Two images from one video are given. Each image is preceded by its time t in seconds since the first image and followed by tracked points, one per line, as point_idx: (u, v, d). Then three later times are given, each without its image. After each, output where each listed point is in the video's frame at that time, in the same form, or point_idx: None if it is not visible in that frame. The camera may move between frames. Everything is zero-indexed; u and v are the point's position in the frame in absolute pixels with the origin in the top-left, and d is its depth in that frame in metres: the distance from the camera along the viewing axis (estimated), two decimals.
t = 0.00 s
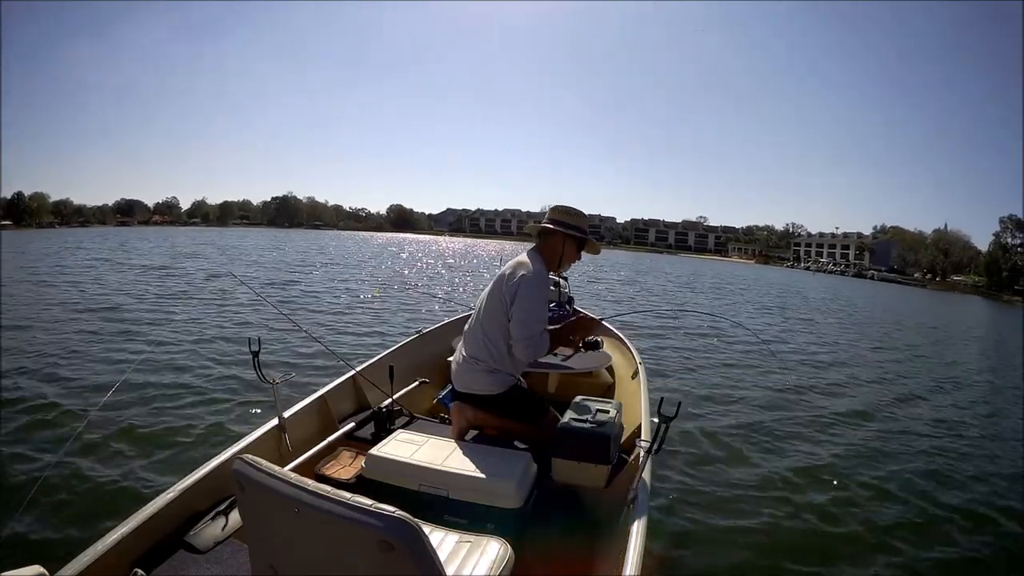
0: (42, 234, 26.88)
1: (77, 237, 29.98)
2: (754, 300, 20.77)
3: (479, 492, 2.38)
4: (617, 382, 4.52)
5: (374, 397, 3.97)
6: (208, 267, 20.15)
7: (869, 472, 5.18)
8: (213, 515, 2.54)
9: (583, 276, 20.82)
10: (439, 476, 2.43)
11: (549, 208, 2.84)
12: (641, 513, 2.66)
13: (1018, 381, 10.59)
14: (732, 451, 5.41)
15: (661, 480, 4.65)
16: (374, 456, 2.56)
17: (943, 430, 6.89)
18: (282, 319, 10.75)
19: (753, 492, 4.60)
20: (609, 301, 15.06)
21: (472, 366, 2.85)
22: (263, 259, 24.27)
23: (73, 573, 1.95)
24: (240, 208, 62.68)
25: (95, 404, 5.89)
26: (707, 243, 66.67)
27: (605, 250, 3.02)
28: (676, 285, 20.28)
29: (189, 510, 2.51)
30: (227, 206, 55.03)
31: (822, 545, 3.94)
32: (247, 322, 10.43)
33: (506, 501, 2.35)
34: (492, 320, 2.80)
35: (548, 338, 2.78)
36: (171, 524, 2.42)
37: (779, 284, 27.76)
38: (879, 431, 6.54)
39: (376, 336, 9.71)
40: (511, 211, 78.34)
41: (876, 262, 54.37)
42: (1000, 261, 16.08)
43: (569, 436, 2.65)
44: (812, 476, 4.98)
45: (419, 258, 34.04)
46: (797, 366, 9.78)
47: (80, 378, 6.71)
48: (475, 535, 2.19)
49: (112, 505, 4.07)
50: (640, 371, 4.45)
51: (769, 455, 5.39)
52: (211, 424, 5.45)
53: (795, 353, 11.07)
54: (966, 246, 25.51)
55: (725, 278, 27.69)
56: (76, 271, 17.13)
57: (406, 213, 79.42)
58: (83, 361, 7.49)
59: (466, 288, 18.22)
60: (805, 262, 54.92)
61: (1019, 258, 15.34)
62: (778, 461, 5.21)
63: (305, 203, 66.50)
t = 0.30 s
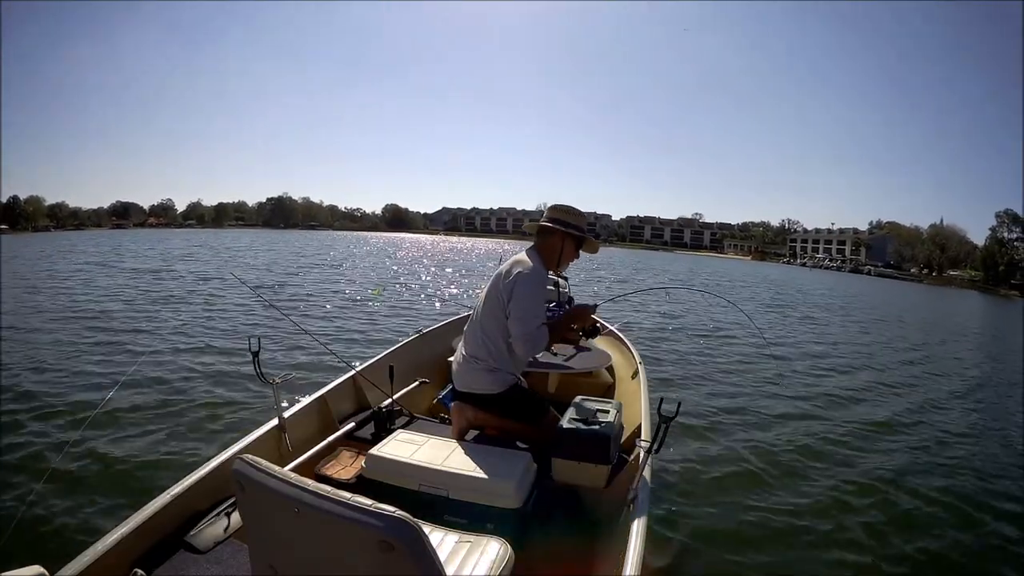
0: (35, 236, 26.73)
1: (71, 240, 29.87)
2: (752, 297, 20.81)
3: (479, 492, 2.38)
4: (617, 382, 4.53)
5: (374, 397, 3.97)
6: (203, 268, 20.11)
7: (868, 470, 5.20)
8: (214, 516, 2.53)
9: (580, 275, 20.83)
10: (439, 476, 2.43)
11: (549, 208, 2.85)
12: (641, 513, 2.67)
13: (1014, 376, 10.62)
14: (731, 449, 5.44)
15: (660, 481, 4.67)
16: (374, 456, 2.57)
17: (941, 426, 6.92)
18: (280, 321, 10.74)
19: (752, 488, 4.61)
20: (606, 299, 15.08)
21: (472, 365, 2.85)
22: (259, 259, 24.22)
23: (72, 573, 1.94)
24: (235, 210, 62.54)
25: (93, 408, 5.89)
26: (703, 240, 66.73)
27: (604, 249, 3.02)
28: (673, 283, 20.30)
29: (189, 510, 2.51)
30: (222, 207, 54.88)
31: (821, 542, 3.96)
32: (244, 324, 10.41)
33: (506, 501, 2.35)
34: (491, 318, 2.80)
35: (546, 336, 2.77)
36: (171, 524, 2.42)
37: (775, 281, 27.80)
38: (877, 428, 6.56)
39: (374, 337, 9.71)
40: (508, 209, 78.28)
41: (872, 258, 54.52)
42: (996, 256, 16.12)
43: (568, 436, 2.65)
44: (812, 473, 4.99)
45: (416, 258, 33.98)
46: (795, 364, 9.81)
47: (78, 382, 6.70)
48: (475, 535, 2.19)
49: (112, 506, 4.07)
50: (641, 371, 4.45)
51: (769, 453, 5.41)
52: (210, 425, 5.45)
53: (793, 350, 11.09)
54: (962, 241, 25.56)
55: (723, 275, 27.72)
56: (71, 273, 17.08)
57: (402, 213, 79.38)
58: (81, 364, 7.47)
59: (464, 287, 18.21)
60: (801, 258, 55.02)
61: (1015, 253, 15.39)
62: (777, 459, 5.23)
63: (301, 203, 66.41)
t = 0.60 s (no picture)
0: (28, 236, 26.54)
1: (66, 241, 29.74)
2: (749, 297, 20.84)
3: (479, 492, 2.38)
4: (617, 382, 4.53)
5: (374, 397, 3.97)
6: (200, 268, 20.05)
7: (867, 471, 5.22)
8: (214, 515, 2.53)
9: (578, 275, 20.82)
10: (439, 476, 2.43)
11: (548, 207, 2.86)
12: (641, 513, 2.67)
13: (1011, 376, 10.66)
14: (730, 450, 5.45)
15: (659, 481, 4.67)
16: (374, 456, 2.57)
17: (938, 426, 6.94)
18: (278, 322, 10.73)
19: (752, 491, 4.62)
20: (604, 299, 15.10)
21: (472, 366, 2.85)
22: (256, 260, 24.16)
23: (73, 572, 1.94)
24: (231, 209, 62.29)
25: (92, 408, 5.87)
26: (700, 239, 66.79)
27: (603, 249, 3.03)
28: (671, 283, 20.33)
29: (189, 509, 2.51)
30: (218, 207, 54.71)
31: (822, 545, 3.97)
32: (242, 325, 10.39)
33: (506, 501, 2.35)
34: (489, 318, 2.80)
35: (543, 336, 2.77)
36: (171, 524, 2.42)
37: (773, 281, 27.82)
38: (875, 429, 6.58)
39: (372, 337, 9.70)
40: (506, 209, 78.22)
41: (869, 257, 54.61)
42: (992, 256, 16.18)
43: (568, 436, 2.65)
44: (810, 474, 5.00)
45: (413, 258, 33.91)
46: (793, 364, 9.82)
47: (76, 382, 6.68)
48: (475, 535, 2.19)
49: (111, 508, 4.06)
50: (640, 371, 4.46)
51: (767, 454, 5.42)
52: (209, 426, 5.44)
53: (790, 350, 11.11)
54: (958, 241, 25.65)
55: (720, 275, 27.76)
56: (67, 274, 17.01)
57: (397, 213, 79.05)
58: (79, 364, 7.45)
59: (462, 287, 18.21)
60: (798, 258, 55.11)
61: (1011, 253, 15.44)
62: (776, 461, 5.24)
63: (298, 203, 66.32)
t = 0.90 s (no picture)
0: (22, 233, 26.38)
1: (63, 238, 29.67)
2: (747, 300, 20.88)
3: (480, 492, 2.39)
4: (617, 382, 4.54)
5: (374, 397, 3.97)
6: (197, 266, 20.01)
7: (864, 476, 5.24)
8: (214, 515, 2.53)
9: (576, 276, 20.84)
10: (439, 476, 2.43)
11: (547, 207, 2.86)
12: (641, 514, 2.67)
13: (1006, 380, 10.71)
14: (728, 452, 5.46)
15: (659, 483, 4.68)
16: (374, 456, 2.56)
17: (935, 430, 6.96)
18: (276, 322, 10.72)
19: (750, 497, 4.63)
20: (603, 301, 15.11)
21: (471, 367, 2.85)
22: (254, 258, 24.14)
23: (72, 572, 1.94)
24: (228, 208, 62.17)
25: (91, 407, 5.86)
26: (697, 240, 66.91)
27: (603, 249, 3.03)
28: (669, 285, 20.35)
29: (189, 509, 2.51)
30: (215, 205, 54.58)
31: (819, 551, 3.98)
32: (241, 324, 10.39)
33: (506, 501, 2.36)
34: (489, 319, 2.81)
35: (543, 338, 2.76)
36: (171, 524, 2.41)
37: (770, 283, 27.90)
38: (873, 432, 6.60)
39: (371, 337, 9.71)
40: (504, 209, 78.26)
41: (866, 260, 54.81)
42: (989, 260, 16.24)
43: (568, 436, 2.65)
44: (807, 481, 5.03)
45: (411, 257, 33.90)
46: (791, 367, 9.83)
47: (75, 381, 6.67)
48: (475, 535, 2.20)
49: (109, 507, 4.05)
50: (640, 371, 4.47)
51: (765, 458, 5.43)
52: (208, 425, 5.44)
53: (788, 353, 11.14)
54: (955, 245, 25.72)
55: (718, 278, 27.80)
56: (64, 271, 16.95)
57: (394, 212, 78.79)
58: (77, 363, 7.44)
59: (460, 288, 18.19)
60: (796, 260, 55.30)
61: (1008, 257, 15.51)
62: (773, 465, 5.26)
63: (296, 202, 66.24)
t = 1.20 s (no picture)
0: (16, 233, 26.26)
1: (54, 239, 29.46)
2: (745, 300, 20.92)
3: (480, 492, 2.39)
4: (617, 382, 4.54)
5: (374, 397, 3.97)
6: (193, 267, 19.97)
7: (863, 476, 5.25)
8: (214, 516, 2.53)
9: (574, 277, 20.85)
10: (439, 476, 2.43)
11: (548, 207, 2.86)
12: (641, 513, 2.68)
13: (1002, 379, 10.76)
14: (727, 452, 5.47)
15: (658, 483, 4.69)
16: (374, 456, 2.57)
17: (933, 429, 6.99)
18: (275, 323, 10.71)
19: (750, 496, 4.64)
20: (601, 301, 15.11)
21: (471, 367, 2.86)
22: (250, 258, 24.07)
23: (73, 573, 1.94)
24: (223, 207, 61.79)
25: (91, 409, 5.86)
26: (693, 240, 66.76)
27: (603, 249, 3.02)
28: (667, 285, 20.37)
29: (189, 509, 2.50)
30: (210, 206, 54.35)
31: (819, 550, 3.99)
32: (238, 324, 10.38)
33: (506, 501, 2.35)
34: (488, 320, 2.81)
35: (542, 341, 2.76)
36: (171, 524, 2.41)
37: (768, 284, 27.94)
38: (871, 432, 6.62)
39: (369, 337, 9.72)
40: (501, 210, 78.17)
41: (862, 259, 54.97)
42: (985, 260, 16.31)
43: (568, 436, 2.65)
44: (807, 480, 5.03)
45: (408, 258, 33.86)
46: (789, 367, 9.85)
47: (74, 382, 6.66)
48: (475, 534, 2.20)
49: (108, 508, 4.05)
50: (641, 371, 4.47)
51: (764, 458, 5.44)
52: (206, 425, 5.44)
53: (786, 353, 11.16)
54: (951, 245, 25.81)
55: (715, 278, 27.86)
56: (60, 272, 16.89)
57: (390, 213, 78.67)
58: (74, 364, 7.42)
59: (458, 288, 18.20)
60: (792, 260, 55.42)
61: (1004, 257, 15.58)
62: (773, 466, 5.26)
63: (293, 202, 66.10)
